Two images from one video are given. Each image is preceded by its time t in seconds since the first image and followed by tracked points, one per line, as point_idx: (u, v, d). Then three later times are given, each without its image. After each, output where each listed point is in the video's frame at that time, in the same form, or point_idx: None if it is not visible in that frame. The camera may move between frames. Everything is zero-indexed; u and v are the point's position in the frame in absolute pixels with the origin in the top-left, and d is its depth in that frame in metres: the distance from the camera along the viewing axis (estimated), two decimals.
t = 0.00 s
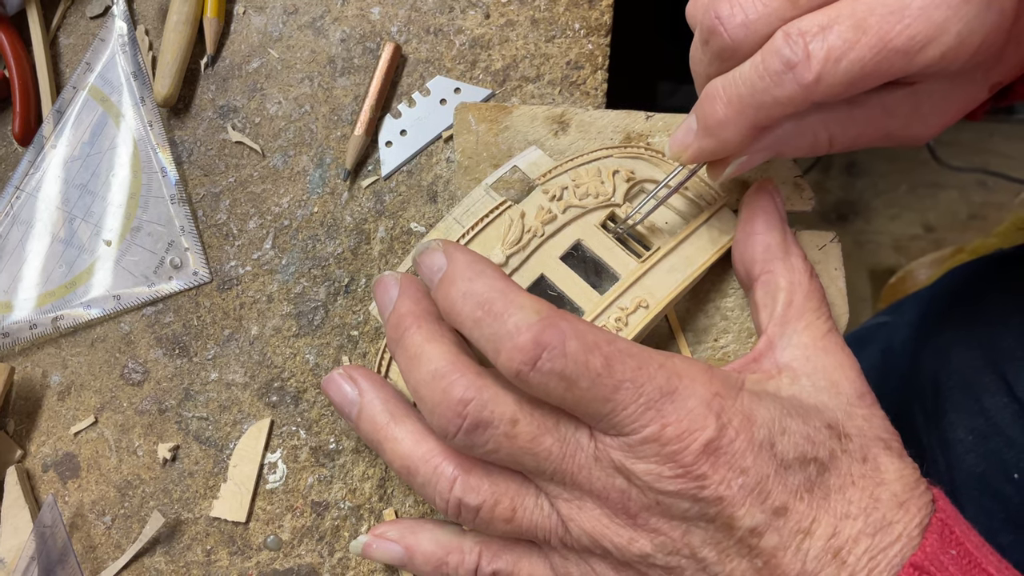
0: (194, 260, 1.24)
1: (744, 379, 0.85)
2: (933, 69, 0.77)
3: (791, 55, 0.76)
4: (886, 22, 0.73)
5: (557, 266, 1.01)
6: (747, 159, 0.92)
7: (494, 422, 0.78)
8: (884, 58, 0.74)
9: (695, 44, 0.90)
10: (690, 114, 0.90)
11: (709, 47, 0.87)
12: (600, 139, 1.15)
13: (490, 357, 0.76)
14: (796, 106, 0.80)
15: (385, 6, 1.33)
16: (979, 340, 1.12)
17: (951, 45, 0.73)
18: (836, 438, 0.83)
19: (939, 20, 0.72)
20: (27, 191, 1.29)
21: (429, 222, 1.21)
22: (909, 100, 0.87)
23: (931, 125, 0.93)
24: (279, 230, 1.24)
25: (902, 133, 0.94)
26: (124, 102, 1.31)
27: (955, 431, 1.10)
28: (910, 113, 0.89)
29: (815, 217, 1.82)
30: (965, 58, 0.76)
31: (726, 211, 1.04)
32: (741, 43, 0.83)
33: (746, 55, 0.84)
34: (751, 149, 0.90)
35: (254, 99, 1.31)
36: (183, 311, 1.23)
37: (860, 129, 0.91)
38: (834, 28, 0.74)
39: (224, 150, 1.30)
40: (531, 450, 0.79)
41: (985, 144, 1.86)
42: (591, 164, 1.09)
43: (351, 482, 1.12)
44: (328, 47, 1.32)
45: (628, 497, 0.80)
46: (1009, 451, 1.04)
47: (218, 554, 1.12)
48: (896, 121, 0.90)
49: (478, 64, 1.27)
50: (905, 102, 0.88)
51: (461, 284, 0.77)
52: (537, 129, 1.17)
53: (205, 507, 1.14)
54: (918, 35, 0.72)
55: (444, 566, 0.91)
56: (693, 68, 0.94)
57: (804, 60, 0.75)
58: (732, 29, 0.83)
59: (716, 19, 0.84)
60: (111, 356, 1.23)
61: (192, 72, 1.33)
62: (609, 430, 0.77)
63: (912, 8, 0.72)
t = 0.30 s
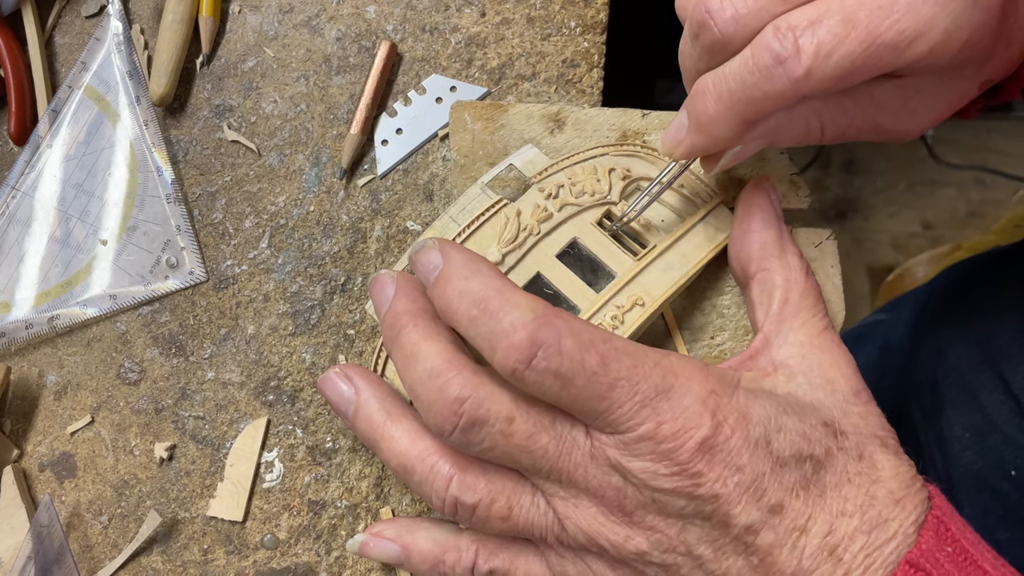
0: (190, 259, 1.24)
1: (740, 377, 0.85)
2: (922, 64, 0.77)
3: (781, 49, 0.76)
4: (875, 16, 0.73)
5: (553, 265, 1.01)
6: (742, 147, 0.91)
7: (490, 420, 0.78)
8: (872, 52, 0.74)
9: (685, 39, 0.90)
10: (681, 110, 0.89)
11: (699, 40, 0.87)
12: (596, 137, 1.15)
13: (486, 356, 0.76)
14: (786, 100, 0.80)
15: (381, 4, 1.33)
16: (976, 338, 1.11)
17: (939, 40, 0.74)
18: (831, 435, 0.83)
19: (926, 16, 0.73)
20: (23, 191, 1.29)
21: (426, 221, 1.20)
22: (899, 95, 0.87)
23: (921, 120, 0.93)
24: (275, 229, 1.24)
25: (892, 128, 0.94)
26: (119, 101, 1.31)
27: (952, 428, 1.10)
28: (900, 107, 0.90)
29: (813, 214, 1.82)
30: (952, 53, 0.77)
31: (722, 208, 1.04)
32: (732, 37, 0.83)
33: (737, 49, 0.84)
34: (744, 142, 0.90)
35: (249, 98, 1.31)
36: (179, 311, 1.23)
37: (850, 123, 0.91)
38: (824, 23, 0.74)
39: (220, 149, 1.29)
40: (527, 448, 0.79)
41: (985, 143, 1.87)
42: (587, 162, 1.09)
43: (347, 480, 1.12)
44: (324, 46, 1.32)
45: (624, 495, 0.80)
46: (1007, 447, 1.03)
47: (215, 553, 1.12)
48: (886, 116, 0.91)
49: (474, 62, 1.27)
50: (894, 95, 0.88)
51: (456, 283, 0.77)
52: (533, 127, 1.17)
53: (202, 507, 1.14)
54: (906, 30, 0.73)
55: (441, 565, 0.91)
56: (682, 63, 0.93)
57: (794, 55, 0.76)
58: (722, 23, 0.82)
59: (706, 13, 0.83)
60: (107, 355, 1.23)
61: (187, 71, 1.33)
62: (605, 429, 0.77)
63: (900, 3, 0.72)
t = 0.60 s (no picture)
0: (191, 264, 1.24)
1: (738, 381, 0.85)
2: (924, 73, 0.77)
3: (784, 63, 0.76)
4: (877, 29, 0.73)
5: (552, 269, 1.01)
6: (741, 154, 0.92)
7: (490, 425, 0.78)
8: (875, 64, 0.74)
9: (686, 48, 0.90)
10: (682, 117, 0.89)
11: (702, 50, 0.87)
12: (595, 141, 1.15)
13: (485, 362, 0.76)
14: (788, 111, 0.80)
15: (380, 9, 1.33)
16: (974, 340, 1.12)
17: (941, 50, 0.74)
18: (830, 439, 0.83)
19: (929, 26, 0.72)
20: (23, 197, 1.29)
21: (425, 226, 1.21)
22: (898, 100, 0.88)
23: (918, 122, 0.94)
24: (275, 234, 1.25)
25: (890, 129, 0.95)
26: (119, 107, 1.31)
27: (952, 430, 1.10)
28: (898, 110, 0.91)
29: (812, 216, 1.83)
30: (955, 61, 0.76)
31: (721, 212, 1.04)
32: (735, 49, 0.83)
33: (741, 61, 0.85)
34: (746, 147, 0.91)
35: (249, 103, 1.31)
36: (180, 316, 1.23)
37: (848, 127, 0.92)
38: (826, 36, 0.74)
39: (220, 154, 1.30)
40: (527, 453, 0.79)
41: (983, 142, 1.87)
42: (586, 166, 1.09)
43: (348, 485, 1.12)
44: (323, 51, 1.33)
45: (624, 500, 0.80)
46: (1006, 449, 1.03)
47: (215, 558, 1.13)
48: (884, 119, 0.92)
49: (473, 67, 1.27)
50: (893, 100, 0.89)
51: (455, 289, 0.77)
52: (532, 132, 1.17)
53: (203, 511, 1.15)
54: (909, 42, 0.73)
55: (441, 569, 0.91)
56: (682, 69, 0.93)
57: (796, 67, 0.76)
58: (725, 35, 0.83)
59: (710, 23, 0.84)
60: (108, 361, 1.23)
61: (187, 76, 1.33)
62: (603, 433, 0.77)
63: (903, 15, 0.72)
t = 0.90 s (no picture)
0: (187, 268, 1.24)
1: (736, 385, 0.85)
2: (903, 61, 0.76)
3: (758, 44, 0.76)
4: (851, 11, 0.72)
5: (549, 272, 1.01)
6: (731, 150, 0.92)
7: (487, 430, 0.78)
8: (848, 47, 0.73)
9: (669, 41, 0.90)
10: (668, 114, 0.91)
11: (681, 42, 0.87)
12: (592, 143, 1.15)
13: (481, 366, 0.76)
14: (767, 95, 0.80)
15: (376, 11, 1.33)
16: (973, 340, 1.12)
17: (917, 36, 0.72)
18: (828, 442, 0.82)
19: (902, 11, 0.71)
20: (19, 201, 1.29)
21: (422, 228, 1.20)
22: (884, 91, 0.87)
23: (912, 115, 0.93)
24: (272, 237, 1.24)
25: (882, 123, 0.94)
26: (115, 110, 1.31)
27: (950, 431, 1.10)
28: (890, 105, 0.90)
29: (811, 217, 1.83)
30: (934, 50, 0.75)
31: (718, 215, 1.04)
32: (711, 38, 0.83)
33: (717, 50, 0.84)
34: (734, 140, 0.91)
35: (245, 106, 1.31)
36: (176, 320, 1.23)
37: (837, 119, 0.92)
38: (800, 18, 0.74)
39: (216, 157, 1.29)
40: (524, 457, 0.79)
41: (982, 141, 1.87)
42: (583, 168, 1.09)
43: (345, 489, 1.12)
44: (320, 53, 1.32)
45: (621, 504, 0.80)
46: (1006, 450, 1.03)
47: (212, 563, 1.12)
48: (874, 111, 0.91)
49: (469, 69, 1.27)
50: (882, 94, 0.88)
51: (451, 293, 0.77)
52: (529, 134, 1.17)
53: (200, 516, 1.14)
54: (883, 25, 0.72)
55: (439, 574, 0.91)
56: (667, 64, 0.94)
57: (771, 48, 0.76)
58: (701, 23, 0.83)
59: (685, 13, 0.84)
60: (104, 365, 1.23)
61: (183, 79, 1.33)
62: (601, 437, 0.77)
63: None
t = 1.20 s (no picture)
0: (189, 272, 1.23)
1: (738, 389, 0.85)
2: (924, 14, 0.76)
3: None
4: None
5: (552, 276, 1.01)
6: (748, 119, 0.90)
7: (490, 436, 0.78)
8: None
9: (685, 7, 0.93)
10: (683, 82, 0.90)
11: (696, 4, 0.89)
12: (594, 146, 1.15)
13: (485, 372, 0.76)
14: (785, 50, 0.79)
15: (378, 14, 1.33)
16: (975, 343, 1.11)
17: None
18: (830, 446, 0.82)
19: None
20: (21, 205, 1.29)
21: (424, 232, 1.20)
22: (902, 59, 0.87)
23: (931, 93, 0.92)
24: (274, 241, 1.24)
25: (902, 102, 0.93)
26: (117, 114, 1.31)
27: (953, 432, 1.09)
28: (909, 75, 0.90)
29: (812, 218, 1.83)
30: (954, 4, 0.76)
31: (721, 218, 1.04)
32: None
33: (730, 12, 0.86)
34: (752, 107, 0.89)
35: (247, 110, 1.31)
36: (178, 324, 1.23)
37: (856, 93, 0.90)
38: None
39: (218, 161, 1.29)
40: (527, 463, 0.79)
41: (982, 140, 1.87)
42: (585, 172, 1.08)
43: (348, 493, 1.12)
44: (321, 57, 1.32)
45: (625, 509, 0.80)
46: (1008, 452, 1.02)
47: (216, 567, 1.12)
48: (893, 85, 0.90)
49: (471, 72, 1.27)
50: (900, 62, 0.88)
51: (454, 299, 0.77)
52: (531, 137, 1.17)
53: (203, 520, 1.14)
54: None
55: None
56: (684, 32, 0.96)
57: (788, 1, 0.76)
58: None
59: None
60: (107, 369, 1.23)
61: (185, 83, 1.33)
62: (604, 443, 0.77)
63: None
